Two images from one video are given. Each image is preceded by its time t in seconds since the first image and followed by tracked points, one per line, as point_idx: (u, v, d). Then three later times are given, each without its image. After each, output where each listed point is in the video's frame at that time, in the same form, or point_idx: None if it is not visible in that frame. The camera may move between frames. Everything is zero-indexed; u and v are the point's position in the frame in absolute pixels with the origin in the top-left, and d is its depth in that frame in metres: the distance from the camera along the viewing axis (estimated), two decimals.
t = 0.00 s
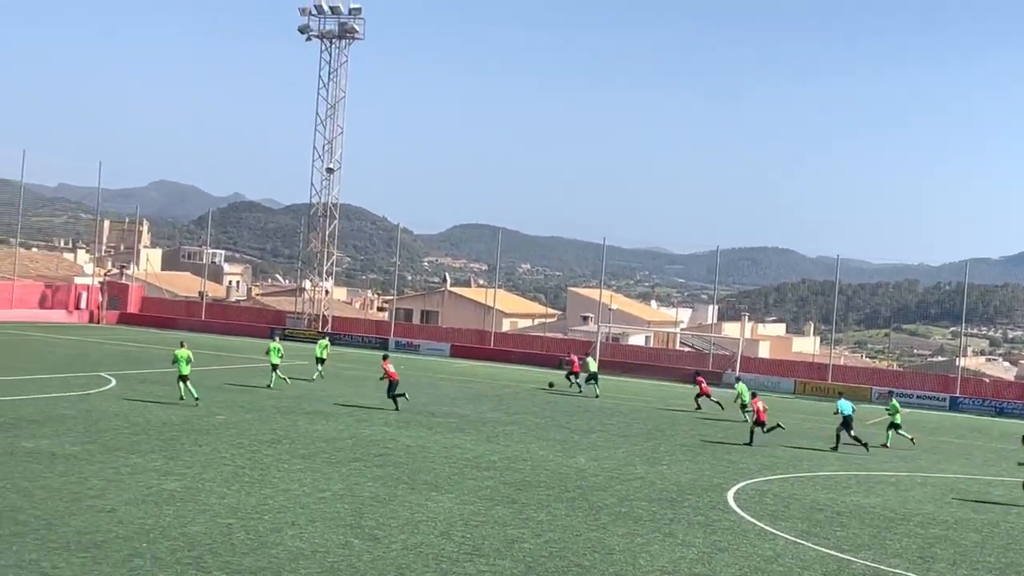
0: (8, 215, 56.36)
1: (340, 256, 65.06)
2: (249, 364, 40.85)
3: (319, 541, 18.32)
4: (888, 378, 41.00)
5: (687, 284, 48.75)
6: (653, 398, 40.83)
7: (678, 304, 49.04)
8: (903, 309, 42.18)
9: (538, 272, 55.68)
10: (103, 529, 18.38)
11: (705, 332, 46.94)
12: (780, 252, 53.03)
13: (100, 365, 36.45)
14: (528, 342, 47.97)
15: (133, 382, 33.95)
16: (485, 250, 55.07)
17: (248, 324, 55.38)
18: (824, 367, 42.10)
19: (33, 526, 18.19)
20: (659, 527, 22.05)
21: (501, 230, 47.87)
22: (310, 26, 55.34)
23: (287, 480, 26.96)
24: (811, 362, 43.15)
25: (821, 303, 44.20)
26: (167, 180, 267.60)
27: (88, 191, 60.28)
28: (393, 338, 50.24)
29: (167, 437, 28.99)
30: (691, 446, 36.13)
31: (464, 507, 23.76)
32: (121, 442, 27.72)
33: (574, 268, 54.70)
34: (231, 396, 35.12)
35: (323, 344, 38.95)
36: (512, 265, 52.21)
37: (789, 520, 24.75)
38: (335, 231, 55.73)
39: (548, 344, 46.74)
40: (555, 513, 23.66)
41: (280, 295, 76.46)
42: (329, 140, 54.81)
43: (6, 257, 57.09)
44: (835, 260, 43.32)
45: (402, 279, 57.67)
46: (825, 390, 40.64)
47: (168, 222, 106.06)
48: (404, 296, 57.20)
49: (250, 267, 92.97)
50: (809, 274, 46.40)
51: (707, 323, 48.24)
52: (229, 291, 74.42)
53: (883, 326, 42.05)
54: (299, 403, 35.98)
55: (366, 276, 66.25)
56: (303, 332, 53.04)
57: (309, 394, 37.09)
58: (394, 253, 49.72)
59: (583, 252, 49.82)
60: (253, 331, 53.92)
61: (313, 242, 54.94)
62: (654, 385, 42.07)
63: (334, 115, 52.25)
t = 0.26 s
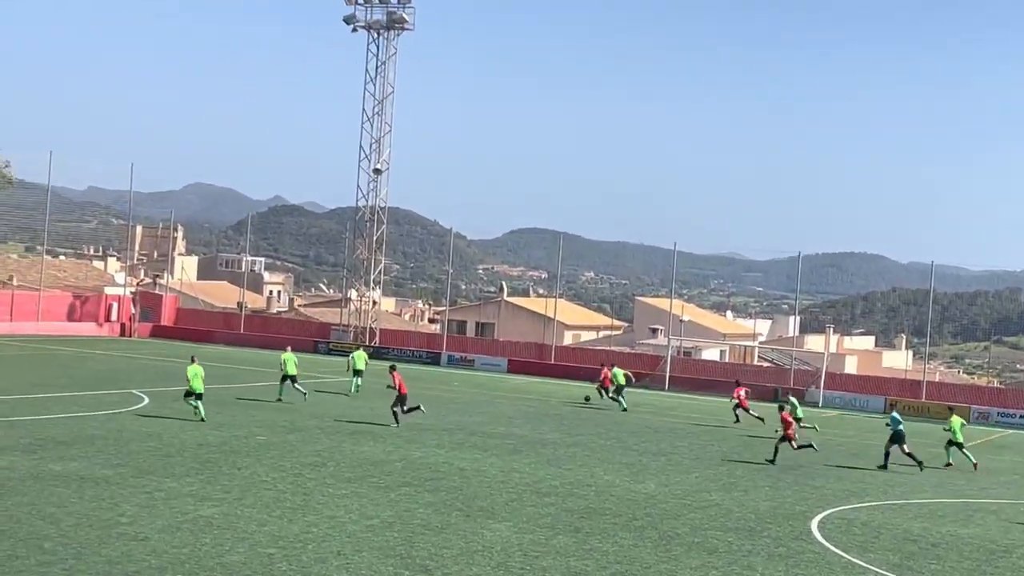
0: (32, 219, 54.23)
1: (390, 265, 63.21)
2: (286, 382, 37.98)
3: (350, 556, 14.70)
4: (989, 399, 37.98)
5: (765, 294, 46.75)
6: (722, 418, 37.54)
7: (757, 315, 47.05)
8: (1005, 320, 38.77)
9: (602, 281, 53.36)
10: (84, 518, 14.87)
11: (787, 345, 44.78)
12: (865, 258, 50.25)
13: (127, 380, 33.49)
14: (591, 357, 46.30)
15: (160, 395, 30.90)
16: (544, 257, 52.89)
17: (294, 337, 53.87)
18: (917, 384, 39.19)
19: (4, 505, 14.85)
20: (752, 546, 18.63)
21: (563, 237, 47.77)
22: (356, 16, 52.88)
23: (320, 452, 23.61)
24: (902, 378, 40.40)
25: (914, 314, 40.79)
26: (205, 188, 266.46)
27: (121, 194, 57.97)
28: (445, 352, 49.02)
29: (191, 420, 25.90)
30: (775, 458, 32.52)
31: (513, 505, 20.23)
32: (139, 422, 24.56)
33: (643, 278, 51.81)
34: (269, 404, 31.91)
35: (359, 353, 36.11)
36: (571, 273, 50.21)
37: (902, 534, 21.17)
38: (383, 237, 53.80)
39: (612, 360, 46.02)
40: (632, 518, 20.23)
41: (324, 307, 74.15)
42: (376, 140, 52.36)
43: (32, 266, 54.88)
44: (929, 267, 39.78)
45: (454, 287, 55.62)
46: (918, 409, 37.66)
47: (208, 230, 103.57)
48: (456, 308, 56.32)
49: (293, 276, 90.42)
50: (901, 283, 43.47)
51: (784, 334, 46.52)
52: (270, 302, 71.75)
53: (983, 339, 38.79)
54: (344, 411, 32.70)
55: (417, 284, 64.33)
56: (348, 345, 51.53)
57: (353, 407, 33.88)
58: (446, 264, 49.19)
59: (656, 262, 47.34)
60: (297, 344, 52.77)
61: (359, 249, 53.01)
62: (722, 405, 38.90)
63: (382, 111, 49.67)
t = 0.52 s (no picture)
0: (99, 229, 55.34)
1: (457, 275, 63.02)
2: (354, 392, 37.90)
3: (418, 570, 14.28)
4: None
5: (839, 302, 45.01)
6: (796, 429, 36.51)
7: (830, 324, 45.47)
8: None
9: (672, 291, 52.21)
10: (151, 530, 14.66)
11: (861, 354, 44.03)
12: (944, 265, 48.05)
13: (194, 392, 33.56)
14: (661, 368, 45.75)
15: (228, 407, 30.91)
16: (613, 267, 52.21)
17: (360, 349, 53.89)
18: (999, 397, 37.47)
19: (72, 518, 14.71)
20: (830, 562, 17.88)
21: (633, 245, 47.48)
22: (422, 23, 52.87)
23: (386, 465, 23.31)
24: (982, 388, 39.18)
25: (993, 323, 39.30)
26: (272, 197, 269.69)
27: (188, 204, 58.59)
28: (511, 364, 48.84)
29: (258, 432, 25.80)
30: (852, 473, 31.51)
31: (582, 518, 19.70)
32: (206, 433, 24.49)
33: (712, 288, 50.79)
34: (335, 416, 31.72)
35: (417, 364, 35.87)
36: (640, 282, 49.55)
37: (986, 551, 20.18)
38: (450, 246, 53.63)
39: (681, 371, 45.28)
40: (704, 532, 19.57)
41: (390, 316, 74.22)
42: (443, 149, 52.31)
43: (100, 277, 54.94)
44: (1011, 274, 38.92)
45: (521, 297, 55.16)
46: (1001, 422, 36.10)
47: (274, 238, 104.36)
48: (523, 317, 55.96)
49: (360, 285, 90.80)
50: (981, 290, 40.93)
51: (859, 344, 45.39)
52: (336, 311, 71.99)
53: None
54: (410, 423, 32.40)
55: (485, 294, 64.04)
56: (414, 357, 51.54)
57: (419, 419, 33.56)
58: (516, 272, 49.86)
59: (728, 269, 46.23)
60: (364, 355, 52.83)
61: (426, 258, 52.94)
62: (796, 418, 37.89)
63: (449, 119, 49.55)
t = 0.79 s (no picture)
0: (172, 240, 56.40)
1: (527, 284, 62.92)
2: (424, 402, 38.00)
3: None
4: None
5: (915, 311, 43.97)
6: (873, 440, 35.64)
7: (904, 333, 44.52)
8: None
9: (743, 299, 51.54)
10: (226, 539, 14.75)
11: (937, 364, 42.75)
12: None
13: (269, 403, 33.92)
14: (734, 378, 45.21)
15: (301, 416, 31.18)
16: (683, 275, 51.62)
17: (431, 358, 54.02)
18: None
19: (149, 527, 14.88)
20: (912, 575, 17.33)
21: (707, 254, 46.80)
22: (493, 33, 53.06)
23: (458, 474, 23.26)
24: None
25: None
26: (345, 207, 272.79)
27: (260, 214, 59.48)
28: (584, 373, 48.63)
29: (330, 442, 25.97)
30: (932, 485, 30.66)
31: (654, 529, 19.40)
32: (280, 443, 24.72)
33: (785, 296, 49.97)
34: (406, 425, 31.82)
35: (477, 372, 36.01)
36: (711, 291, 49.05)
37: None
38: (520, 255, 53.63)
39: (754, 381, 44.65)
40: (779, 544, 19.17)
41: (461, 326, 74.42)
42: (513, 159, 52.38)
43: (174, 287, 55.47)
44: None
45: (591, 306, 54.86)
46: None
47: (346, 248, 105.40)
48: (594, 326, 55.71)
49: (430, 295, 91.26)
50: None
51: (935, 354, 44.17)
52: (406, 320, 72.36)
53: None
54: (480, 432, 32.36)
55: (555, 305, 63.86)
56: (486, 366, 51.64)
57: (490, 428, 33.52)
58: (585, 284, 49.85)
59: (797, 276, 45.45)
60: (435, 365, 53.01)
61: (496, 267, 52.99)
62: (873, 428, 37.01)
63: (519, 129, 49.60)
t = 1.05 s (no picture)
0: (247, 250, 56.68)
1: (597, 293, 62.68)
2: (495, 410, 38.00)
3: None
4: None
5: (993, 319, 42.74)
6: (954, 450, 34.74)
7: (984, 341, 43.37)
8: None
9: (817, 308, 50.72)
10: (298, 546, 14.84)
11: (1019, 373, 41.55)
12: None
13: (341, 411, 34.21)
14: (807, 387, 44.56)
15: (373, 424, 31.38)
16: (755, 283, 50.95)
17: (501, 367, 54.08)
18: None
19: (223, 534, 15.03)
20: None
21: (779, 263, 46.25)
22: (563, 42, 53.01)
23: (528, 483, 23.16)
24: None
25: None
26: (415, 216, 274.70)
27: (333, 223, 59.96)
28: (654, 382, 48.31)
29: (401, 450, 26.04)
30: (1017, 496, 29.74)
31: (726, 539, 19.08)
32: (352, 451, 24.85)
33: (859, 304, 49.00)
34: (476, 434, 31.79)
35: (529, 375, 36.63)
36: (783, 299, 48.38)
37: None
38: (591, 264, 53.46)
39: (827, 390, 44.17)
40: (856, 555, 18.70)
41: (532, 336, 74.40)
42: (583, 167, 52.22)
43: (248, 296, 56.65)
44: None
45: (662, 314, 54.44)
46: None
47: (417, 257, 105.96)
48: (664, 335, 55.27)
49: (501, 304, 91.32)
50: None
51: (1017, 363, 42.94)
52: (477, 329, 72.47)
53: None
54: (551, 440, 32.18)
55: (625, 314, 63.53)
56: (556, 375, 51.53)
57: (560, 437, 33.33)
58: (655, 292, 49.23)
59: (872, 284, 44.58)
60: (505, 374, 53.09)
61: (567, 276, 52.84)
62: (953, 438, 36.09)
63: (590, 138, 49.45)
